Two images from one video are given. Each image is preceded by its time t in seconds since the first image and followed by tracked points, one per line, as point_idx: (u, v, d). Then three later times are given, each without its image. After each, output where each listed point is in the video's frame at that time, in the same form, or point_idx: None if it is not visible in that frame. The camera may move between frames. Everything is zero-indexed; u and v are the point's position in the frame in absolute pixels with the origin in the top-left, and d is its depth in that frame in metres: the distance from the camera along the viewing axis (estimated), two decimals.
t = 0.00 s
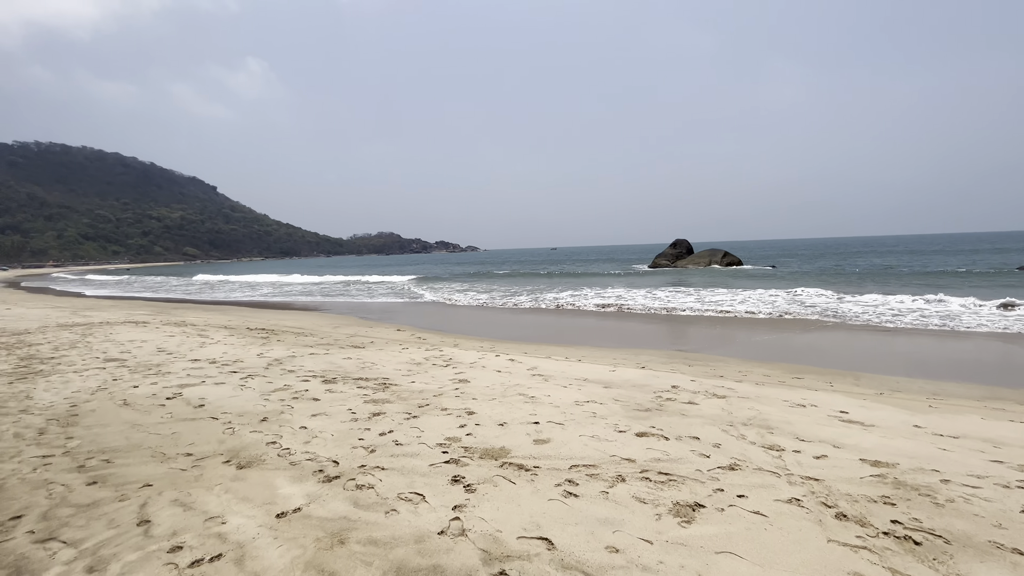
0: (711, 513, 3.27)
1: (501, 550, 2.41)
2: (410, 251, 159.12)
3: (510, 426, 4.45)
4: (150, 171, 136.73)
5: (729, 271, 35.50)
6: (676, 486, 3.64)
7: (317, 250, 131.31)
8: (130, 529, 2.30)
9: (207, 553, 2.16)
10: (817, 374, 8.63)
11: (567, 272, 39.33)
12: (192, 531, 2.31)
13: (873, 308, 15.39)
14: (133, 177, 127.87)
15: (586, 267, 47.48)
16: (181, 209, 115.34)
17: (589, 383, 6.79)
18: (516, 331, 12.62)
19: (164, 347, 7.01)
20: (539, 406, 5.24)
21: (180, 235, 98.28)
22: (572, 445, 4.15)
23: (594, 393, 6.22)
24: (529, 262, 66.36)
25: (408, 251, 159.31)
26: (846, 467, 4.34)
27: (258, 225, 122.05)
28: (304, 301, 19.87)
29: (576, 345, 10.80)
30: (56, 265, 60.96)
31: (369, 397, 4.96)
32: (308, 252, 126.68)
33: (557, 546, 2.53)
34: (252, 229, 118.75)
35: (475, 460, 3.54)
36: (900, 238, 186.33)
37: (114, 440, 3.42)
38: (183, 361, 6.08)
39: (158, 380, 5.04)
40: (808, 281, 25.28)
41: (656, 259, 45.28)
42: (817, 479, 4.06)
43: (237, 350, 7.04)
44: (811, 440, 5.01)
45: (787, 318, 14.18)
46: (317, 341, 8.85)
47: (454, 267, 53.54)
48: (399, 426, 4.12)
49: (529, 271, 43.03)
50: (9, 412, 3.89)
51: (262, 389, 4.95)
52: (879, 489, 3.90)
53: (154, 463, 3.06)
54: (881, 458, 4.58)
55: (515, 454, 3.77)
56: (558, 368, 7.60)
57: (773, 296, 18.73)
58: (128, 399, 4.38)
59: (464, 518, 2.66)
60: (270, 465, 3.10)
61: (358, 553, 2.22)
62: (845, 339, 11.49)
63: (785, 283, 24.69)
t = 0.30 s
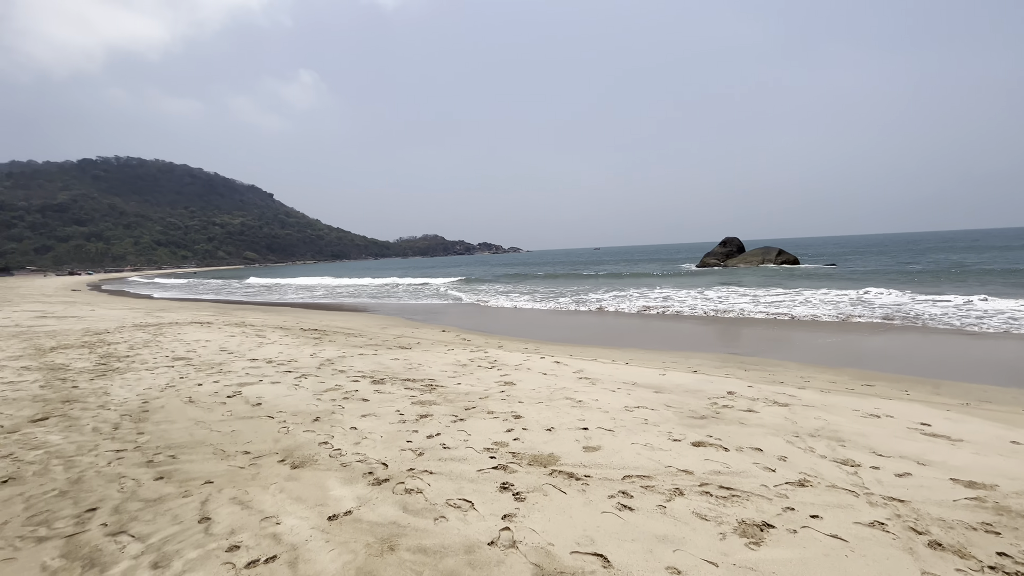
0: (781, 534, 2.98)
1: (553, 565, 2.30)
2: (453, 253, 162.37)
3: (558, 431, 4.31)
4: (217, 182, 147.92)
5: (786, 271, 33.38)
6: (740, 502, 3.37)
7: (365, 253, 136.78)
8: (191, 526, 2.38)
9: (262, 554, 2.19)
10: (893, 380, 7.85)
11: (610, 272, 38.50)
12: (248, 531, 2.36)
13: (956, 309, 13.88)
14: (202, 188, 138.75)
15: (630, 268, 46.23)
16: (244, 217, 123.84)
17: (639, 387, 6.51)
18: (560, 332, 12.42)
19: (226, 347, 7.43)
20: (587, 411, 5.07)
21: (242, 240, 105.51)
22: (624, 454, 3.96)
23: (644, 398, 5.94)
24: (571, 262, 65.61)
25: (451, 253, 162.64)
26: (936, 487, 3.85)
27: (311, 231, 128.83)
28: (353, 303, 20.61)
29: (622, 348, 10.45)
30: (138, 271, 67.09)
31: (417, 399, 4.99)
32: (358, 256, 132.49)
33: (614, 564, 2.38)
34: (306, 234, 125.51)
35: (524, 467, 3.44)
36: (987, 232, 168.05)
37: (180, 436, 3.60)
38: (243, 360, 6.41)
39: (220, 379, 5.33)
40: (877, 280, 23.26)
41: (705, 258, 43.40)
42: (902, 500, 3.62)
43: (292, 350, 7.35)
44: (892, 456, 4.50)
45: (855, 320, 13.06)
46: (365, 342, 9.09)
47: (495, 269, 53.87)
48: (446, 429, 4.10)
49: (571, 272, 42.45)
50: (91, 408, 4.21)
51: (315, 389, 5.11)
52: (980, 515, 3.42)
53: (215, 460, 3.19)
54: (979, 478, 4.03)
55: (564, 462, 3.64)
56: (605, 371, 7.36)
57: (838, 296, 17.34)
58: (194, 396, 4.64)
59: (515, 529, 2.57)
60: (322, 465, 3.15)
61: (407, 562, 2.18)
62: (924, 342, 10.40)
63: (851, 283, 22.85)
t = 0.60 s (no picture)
0: (865, 561, 2.67)
1: None
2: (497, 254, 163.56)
3: (611, 437, 4.14)
4: (277, 191, 158.07)
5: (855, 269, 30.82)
6: (816, 522, 3.06)
7: (412, 255, 140.97)
8: (252, 521, 2.45)
9: (317, 553, 2.21)
10: (992, 390, 6.95)
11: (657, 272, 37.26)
12: (304, 529, 2.40)
13: None
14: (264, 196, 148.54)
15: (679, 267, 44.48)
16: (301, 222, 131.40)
17: (694, 392, 6.16)
18: (607, 333, 12.10)
19: (285, 345, 7.82)
20: (640, 416, 4.84)
21: (299, 244, 111.91)
22: (683, 463, 3.73)
23: (701, 404, 5.61)
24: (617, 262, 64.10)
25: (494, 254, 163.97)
26: None
27: (363, 234, 134.48)
28: (402, 303, 21.20)
29: (675, 350, 9.99)
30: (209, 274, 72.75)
31: (465, 399, 4.98)
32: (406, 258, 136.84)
33: None
34: (357, 238, 131.20)
35: (576, 474, 3.32)
36: None
37: (242, 431, 3.78)
38: (300, 359, 6.71)
39: (279, 376, 5.58)
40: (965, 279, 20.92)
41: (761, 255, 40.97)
42: (1013, 528, 3.14)
43: (345, 349, 7.62)
44: (995, 476, 3.95)
45: (941, 322, 11.78)
46: (414, 342, 9.27)
47: (539, 269, 53.70)
48: (495, 431, 4.04)
49: (616, 271, 41.46)
50: (165, 402, 4.53)
51: (367, 388, 5.24)
52: None
53: (273, 456, 3.30)
54: None
55: (618, 470, 3.47)
56: (657, 374, 7.04)
57: (918, 296, 15.73)
58: (256, 392, 4.89)
59: (569, 541, 2.46)
60: (374, 465, 3.19)
61: (459, 569, 2.14)
62: None
63: (933, 281, 20.66)
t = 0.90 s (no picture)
0: None
1: None
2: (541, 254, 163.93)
3: (661, 443, 3.95)
4: (331, 196, 166.42)
5: (936, 266, 27.97)
6: (896, 547, 2.74)
7: (457, 255, 143.73)
8: (299, 517, 2.53)
9: (360, 553, 2.23)
10: None
11: (708, 271, 35.66)
12: (349, 527, 2.44)
13: None
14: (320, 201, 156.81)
15: (731, 265, 42.34)
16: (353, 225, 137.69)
17: (751, 398, 5.78)
18: (655, 334, 11.68)
19: (337, 343, 8.16)
20: (692, 422, 4.59)
21: (352, 246, 117.27)
22: (740, 474, 3.48)
23: (759, 410, 5.25)
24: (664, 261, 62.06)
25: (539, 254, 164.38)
26: None
27: (410, 236, 138.83)
28: (447, 303, 21.61)
29: (729, 352, 9.46)
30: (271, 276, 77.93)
31: (509, 400, 4.94)
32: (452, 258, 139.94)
33: None
34: (405, 239, 135.58)
35: (623, 481, 3.18)
36: None
37: (295, 426, 3.95)
38: (350, 356, 6.96)
39: (330, 373, 5.81)
40: None
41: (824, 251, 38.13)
42: None
43: (393, 348, 7.83)
44: None
45: None
46: (459, 341, 9.38)
47: (583, 269, 53.02)
48: (540, 433, 3.97)
49: (664, 270, 40.11)
50: (226, 396, 4.82)
51: (413, 386, 5.33)
52: None
53: (323, 452, 3.41)
54: None
55: (669, 479, 3.30)
56: (710, 378, 6.68)
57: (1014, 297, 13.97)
58: (308, 388, 5.11)
59: (617, 554, 2.36)
60: (418, 464, 3.21)
61: None
62: None
63: None
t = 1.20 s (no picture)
0: None
1: None
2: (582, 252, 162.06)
3: (705, 450, 3.75)
4: (378, 198, 172.56)
5: None
6: None
7: (498, 254, 144.78)
8: (334, 515, 2.60)
9: (390, 554, 2.26)
10: None
11: (760, 269, 33.75)
12: (382, 526, 2.48)
13: None
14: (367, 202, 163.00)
15: (784, 263, 39.94)
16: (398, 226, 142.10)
17: (806, 403, 5.37)
18: (701, 334, 11.19)
19: (380, 341, 8.41)
20: (739, 428, 4.33)
21: (397, 246, 121.06)
22: (794, 486, 3.24)
23: (815, 417, 4.86)
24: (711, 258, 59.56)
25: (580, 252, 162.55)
26: None
27: (452, 235, 141.38)
28: (487, 302, 21.80)
29: (782, 355, 8.89)
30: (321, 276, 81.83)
31: (547, 401, 4.89)
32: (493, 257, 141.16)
33: None
34: (447, 239, 138.26)
35: (664, 489, 3.05)
36: None
37: (336, 423, 4.09)
38: (392, 354, 7.15)
39: (372, 371, 5.99)
40: None
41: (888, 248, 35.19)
42: None
43: (433, 346, 7.97)
44: None
45: None
46: (498, 340, 9.41)
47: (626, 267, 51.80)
48: (577, 436, 3.89)
49: (710, 269, 38.47)
50: (273, 392, 5.07)
51: (451, 385, 5.40)
52: None
53: (361, 450, 3.51)
54: None
55: (713, 489, 3.12)
56: (759, 382, 6.28)
57: None
58: (350, 385, 5.30)
59: (655, 569, 2.25)
60: (452, 465, 3.23)
61: None
62: None
63: None
